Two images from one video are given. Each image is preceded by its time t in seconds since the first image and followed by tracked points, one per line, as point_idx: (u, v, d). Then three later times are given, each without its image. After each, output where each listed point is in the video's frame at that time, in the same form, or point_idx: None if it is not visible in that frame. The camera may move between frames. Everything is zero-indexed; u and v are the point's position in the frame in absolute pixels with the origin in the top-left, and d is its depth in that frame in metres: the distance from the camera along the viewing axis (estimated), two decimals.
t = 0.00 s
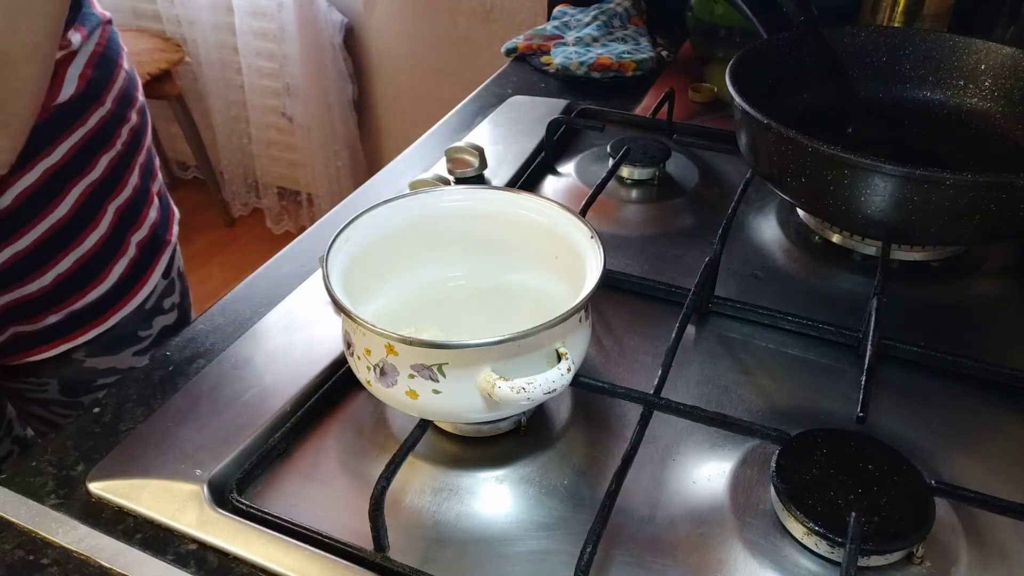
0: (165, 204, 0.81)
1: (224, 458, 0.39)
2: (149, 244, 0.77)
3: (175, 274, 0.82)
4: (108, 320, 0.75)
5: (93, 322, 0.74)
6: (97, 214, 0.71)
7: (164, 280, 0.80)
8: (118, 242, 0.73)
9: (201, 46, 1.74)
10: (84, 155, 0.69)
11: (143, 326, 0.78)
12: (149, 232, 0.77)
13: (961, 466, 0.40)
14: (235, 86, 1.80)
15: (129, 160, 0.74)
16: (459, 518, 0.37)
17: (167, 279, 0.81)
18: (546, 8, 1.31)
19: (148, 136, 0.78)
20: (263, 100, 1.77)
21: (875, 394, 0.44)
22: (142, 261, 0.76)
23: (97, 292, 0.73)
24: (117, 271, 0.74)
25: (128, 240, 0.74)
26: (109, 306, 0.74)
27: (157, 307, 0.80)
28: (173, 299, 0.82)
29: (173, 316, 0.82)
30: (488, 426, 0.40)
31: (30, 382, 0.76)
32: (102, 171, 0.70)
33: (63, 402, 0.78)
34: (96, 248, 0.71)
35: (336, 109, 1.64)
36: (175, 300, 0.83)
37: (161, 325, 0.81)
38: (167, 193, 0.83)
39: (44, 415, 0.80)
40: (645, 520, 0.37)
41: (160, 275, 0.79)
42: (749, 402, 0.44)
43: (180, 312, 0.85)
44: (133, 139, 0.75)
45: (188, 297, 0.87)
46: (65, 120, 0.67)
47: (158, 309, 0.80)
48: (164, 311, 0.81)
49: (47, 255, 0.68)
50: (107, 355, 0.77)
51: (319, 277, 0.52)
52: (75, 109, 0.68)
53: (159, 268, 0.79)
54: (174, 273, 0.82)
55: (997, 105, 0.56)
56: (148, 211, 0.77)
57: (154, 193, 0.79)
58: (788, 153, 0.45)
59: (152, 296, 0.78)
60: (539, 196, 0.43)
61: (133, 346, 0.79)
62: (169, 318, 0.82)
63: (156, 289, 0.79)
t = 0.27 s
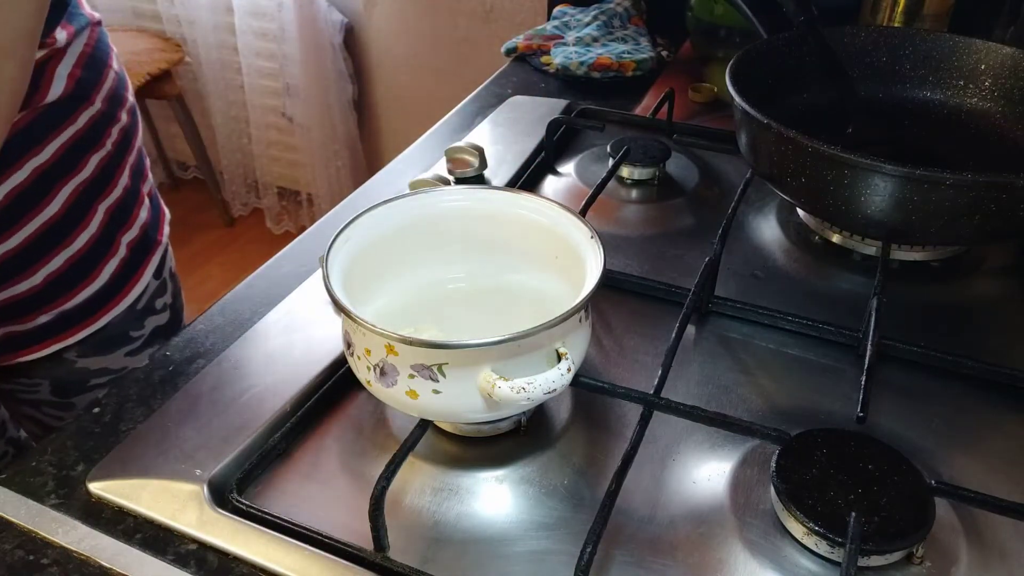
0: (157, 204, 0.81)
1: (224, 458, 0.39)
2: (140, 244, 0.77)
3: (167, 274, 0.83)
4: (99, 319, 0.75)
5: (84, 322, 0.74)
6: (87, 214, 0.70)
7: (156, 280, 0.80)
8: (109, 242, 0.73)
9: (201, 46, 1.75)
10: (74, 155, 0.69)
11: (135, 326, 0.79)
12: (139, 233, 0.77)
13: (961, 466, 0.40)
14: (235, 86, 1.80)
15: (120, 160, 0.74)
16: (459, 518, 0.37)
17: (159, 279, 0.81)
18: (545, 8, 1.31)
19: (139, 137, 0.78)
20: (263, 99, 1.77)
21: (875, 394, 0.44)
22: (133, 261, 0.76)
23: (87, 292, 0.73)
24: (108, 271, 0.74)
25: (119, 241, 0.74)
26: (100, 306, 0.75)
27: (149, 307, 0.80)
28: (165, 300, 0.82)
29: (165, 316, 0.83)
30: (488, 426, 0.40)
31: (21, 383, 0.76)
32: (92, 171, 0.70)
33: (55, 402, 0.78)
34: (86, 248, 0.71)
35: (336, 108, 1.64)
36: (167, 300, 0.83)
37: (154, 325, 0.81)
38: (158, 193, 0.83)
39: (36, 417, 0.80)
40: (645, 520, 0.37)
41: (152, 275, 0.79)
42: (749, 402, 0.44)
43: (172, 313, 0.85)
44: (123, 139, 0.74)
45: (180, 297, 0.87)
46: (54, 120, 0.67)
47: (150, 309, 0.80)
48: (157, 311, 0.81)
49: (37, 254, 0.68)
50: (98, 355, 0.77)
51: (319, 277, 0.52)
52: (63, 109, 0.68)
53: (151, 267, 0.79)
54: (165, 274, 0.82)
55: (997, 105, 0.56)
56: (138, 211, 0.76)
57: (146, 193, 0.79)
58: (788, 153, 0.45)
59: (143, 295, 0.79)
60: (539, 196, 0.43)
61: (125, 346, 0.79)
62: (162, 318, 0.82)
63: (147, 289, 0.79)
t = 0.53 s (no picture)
0: (151, 204, 0.81)
1: (224, 458, 0.39)
2: (135, 244, 0.77)
3: (162, 274, 0.83)
4: (95, 318, 0.75)
5: (80, 322, 0.74)
6: (84, 213, 0.70)
7: (151, 279, 0.80)
8: (105, 242, 0.73)
9: (201, 46, 1.75)
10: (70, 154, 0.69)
11: (131, 325, 0.79)
12: (134, 233, 0.77)
13: (961, 466, 0.40)
14: (235, 86, 1.80)
15: (115, 160, 0.74)
16: (459, 518, 0.37)
17: (154, 279, 0.81)
18: (545, 9, 1.31)
19: (133, 137, 0.78)
20: (263, 100, 1.77)
21: (875, 395, 0.44)
22: (128, 261, 0.76)
23: (84, 291, 0.73)
24: (104, 270, 0.74)
25: (115, 240, 0.74)
26: (96, 305, 0.75)
27: (145, 306, 0.80)
28: (160, 299, 0.82)
29: (161, 316, 0.83)
30: (488, 426, 0.40)
31: (17, 382, 0.76)
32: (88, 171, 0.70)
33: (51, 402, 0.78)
34: (83, 248, 0.71)
35: (336, 108, 1.64)
36: (162, 300, 0.83)
37: (149, 324, 0.81)
38: (153, 193, 0.83)
39: (33, 416, 0.80)
40: (645, 520, 0.37)
41: (147, 275, 0.79)
42: (749, 402, 0.44)
43: (167, 312, 0.85)
44: (118, 139, 0.74)
45: (176, 297, 0.87)
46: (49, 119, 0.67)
47: (146, 308, 0.80)
48: (152, 311, 0.81)
49: (34, 254, 0.68)
50: (94, 354, 0.77)
51: (319, 276, 0.52)
52: (58, 109, 0.68)
53: (146, 267, 0.79)
54: (161, 273, 0.82)
55: (997, 105, 0.56)
56: (133, 211, 0.76)
57: (140, 193, 0.79)
58: (788, 154, 0.45)
59: (139, 295, 0.79)
60: (539, 196, 0.43)
61: (121, 346, 0.79)
62: (158, 317, 0.82)
63: (143, 289, 0.79)
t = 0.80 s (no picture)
0: (148, 204, 0.82)
1: (224, 458, 0.39)
2: (134, 243, 0.77)
3: (160, 273, 0.83)
4: (94, 317, 0.75)
5: (79, 321, 0.74)
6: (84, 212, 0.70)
7: (149, 279, 0.80)
8: (103, 242, 0.73)
9: (201, 46, 1.75)
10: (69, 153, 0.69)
11: (130, 325, 0.79)
12: (132, 232, 0.77)
13: (961, 466, 0.40)
14: (235, 86, 1.80)
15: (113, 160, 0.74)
16: (459, 518, 0.37)
17: (152, 278, 0.81)
18: (545, 9, 1.31)
19: (130, 137, 0.78)
20: (263, 100, 1.77)
21: (875, 395, 0.44)
22: (126, 260, 0.76)
23: (83, 290, 0.73)
24: (103, 269, 0.74)
25: (113, 239, 0.74)
26: (96, 304, 0.75)
27: (143, 306, 0.80)
28: (158, 298, 0.83)
29: (159, 315, 0.83)
30: (488, 426, 0.40)
31: (16, 382, 0.76)
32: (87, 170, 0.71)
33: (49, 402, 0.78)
34: (82, 247, 0.71)
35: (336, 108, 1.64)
36: (160, 299, 0.83)
37: (148, 323, 0.82)
38: (149, 194, 0.83)
39: (34, 415, 0.80)
40: (645, 520, 0.37)
41: (145, 274, 0.79)
42: (749, 402, 0.44)
43: (165, 312, 0.85)
44: (115, 139, 0.75)
45: (173, 297, 0.87)
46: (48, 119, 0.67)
47: (144, 308, 0.81)
48: (150, 309, 0.82)
49: (35, 254, 0.68)
50: (92, 353, 0.77)
51: (319, 276, 0.52)
52: (58, 108, 0.67)
53: (144, 266, 0.79)
54: (159, 273, 0.82)
55: (997, 105, 0.56)
56: (130, 210, 0.77)
57: (137, 193, 0.79)
58: (788, 154, 0.45)
59: (138, 294, 0.79)
60: (539, 196, 0.43)
61: (119, 345, 0.79)
62: (155, 316, 0.83)
63: (141, 288, 0.79)
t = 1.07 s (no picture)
0: (143, 206, 0.81)
1: (224, 458, 0.39)
2: (125, 246, 0.77)
3: (155, 276, 0.83)
4: (85, 320, 0.75)
5: (71, 323, 0.74)
6: (71, 215, 0.70)
7: (143, 280, 0.81)
8: (93, 244, 0.73)
9: (201, 47, 1.75)
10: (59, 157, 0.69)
11: (122, 328, 0.79)
12: (124, 235, 0.77)
13: (961, 466, 0.40)
14: (235, 86, 1.80)
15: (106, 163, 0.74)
16: (459, 518, 0.37)
17: (147, 280, 0.81)
18: (545, 9, 1.31)
19: (125, 138, 0.78)
20: (263, 100, 1.77)
21: (875, 395, 0.44)
22: (117, 263, 0.76)
23: (72, 293, 0.73)
24: (91, 274, 0.74)
25: (104, 243, 0.74)
26: (86, 307, 0.75)
27: (137, 309, 0.80)
28: (153, 301, 0.83)
29: (154, 318, 0.83)
30: (488, 426, 0.40)
31: (10, 384, 0.76)
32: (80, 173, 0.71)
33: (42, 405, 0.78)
34: (70, 249, 0.71)
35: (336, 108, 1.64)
36: (155, 301, 0.84)
37: (141, 326, 0.82)
38: (145, 196, 0.83)
39: (33, 415, 0.80)
40: (645, 520, 0.37)
41: (139, 276, 0.79)
42: (749, 402, 0.44)
43: (161, 313, 0.85)
44: (109, 140, 0.74)
45: (169, 298, 0.87)
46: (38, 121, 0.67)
47: (138, 311, 0.81)
48: (144, 312, 0.82)
49: (20, 258, 0.68)
50: (84, 356, 0.77)
51: (319, 276, 0.52)
52: (48, 109, 0.67)
53: (138, 268, 0.79)
54: (153, 275, 0.83)
55: (997, 105, 0.56)
56: (122, 212, 0.76)
57: (132, 195, 0.79)
58: (788, 154, 0.45)
59: (130, 298, 0.79)
60: (539, 197, 0.43)
61: (112, 347, 0.79)
62: (150, 319, 0.83)
63: (135, 289, 0.79)
